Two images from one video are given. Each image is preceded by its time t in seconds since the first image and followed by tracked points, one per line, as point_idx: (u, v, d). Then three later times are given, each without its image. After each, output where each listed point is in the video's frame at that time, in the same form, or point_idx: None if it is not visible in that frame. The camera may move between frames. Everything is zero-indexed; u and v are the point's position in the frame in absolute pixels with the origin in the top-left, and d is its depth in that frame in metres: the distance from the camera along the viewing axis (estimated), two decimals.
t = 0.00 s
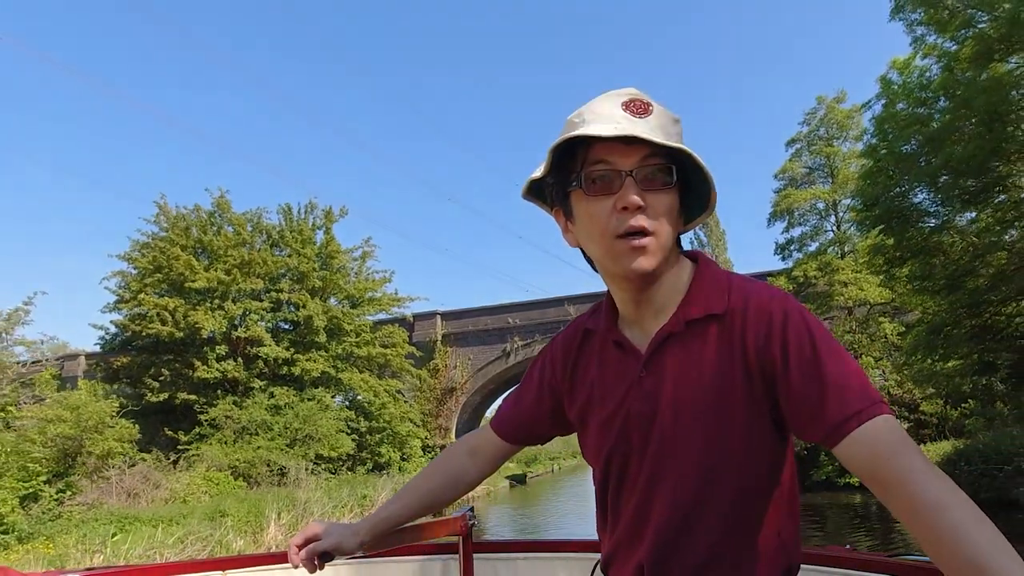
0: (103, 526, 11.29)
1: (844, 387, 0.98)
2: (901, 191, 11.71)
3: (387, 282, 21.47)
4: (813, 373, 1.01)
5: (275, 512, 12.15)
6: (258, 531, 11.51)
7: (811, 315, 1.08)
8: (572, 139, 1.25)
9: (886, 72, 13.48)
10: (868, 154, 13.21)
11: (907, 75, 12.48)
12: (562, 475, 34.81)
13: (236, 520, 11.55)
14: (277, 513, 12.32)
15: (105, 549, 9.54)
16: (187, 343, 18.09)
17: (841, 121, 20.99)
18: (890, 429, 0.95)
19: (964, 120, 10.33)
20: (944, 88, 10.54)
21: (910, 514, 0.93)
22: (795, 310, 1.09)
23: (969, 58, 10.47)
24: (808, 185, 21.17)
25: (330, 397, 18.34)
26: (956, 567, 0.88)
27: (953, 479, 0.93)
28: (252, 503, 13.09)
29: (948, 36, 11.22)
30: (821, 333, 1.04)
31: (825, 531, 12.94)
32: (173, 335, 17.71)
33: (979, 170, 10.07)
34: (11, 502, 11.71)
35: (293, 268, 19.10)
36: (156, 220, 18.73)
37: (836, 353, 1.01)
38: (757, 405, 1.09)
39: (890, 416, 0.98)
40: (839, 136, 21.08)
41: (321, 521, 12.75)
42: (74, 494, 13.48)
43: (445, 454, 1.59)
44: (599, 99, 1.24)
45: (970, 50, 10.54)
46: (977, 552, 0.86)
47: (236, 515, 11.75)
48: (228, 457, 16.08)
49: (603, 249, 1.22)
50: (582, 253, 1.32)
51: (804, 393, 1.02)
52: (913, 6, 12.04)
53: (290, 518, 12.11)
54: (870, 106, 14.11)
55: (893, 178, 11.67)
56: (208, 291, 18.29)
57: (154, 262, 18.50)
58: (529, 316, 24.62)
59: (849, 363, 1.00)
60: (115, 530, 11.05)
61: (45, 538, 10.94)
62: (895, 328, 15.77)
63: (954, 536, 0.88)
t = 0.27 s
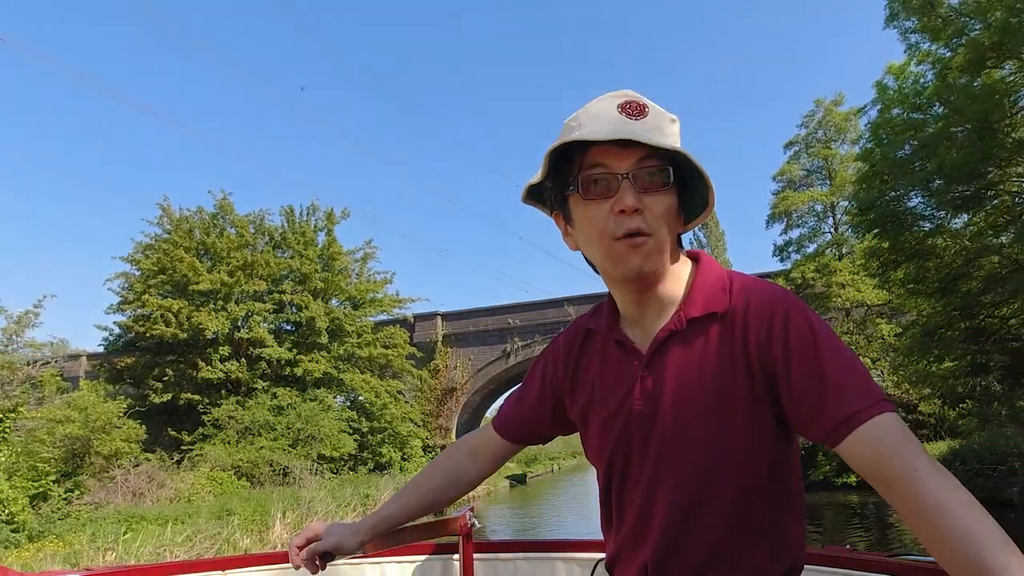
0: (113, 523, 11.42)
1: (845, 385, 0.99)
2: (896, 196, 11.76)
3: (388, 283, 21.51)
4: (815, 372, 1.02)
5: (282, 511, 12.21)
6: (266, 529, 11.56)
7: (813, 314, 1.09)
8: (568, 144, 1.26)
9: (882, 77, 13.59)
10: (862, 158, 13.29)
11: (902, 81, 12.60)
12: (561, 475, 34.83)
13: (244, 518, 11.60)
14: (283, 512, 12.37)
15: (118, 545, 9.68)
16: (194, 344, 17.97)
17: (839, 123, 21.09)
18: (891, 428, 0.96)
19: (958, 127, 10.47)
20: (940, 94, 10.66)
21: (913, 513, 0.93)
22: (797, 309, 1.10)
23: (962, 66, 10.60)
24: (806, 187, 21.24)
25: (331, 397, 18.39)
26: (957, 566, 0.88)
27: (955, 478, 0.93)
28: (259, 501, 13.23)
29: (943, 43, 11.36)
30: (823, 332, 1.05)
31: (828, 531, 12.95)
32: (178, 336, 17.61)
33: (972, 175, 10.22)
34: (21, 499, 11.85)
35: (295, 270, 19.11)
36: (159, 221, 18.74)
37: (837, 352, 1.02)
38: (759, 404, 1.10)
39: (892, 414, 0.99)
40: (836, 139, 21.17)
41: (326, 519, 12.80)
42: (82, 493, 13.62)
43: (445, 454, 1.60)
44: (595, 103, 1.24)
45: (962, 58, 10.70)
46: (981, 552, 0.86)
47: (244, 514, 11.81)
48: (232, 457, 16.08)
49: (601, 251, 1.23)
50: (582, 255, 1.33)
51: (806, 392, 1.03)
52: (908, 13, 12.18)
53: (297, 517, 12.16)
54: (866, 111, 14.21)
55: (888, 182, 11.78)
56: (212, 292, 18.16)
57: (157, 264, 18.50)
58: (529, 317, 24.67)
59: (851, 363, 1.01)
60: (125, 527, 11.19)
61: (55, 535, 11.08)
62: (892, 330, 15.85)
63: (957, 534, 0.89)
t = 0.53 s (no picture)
0: (120, 523, 11.53)
1: (845, 388, 1.00)
2: (890, 201, 11.78)
3: (389, 285, 21.55)
4: (813, 374, 1.03)
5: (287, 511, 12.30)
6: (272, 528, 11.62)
7: (813, 315, 1.10)
8: (564, 145, 1.27)
9: (878, 82, 13.69)
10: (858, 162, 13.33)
11: (898, 87, 12.70)
12: (562, 475, 34.85)
13: (250, 518, 11.65)
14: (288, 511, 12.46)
15: (128, 543, 9.78)
16: (196, 345, 17.99)
17: (837, 126, 21.16)
18: (891, 429, 0.97)
19: (951, 132, 10.58)
20: (935, 100, 10.75)
21: (912, 514, 0.94)
22: (796, 311, 1.11)
23: (955, 73, 10.72)
24: (804, 189, 21.31)
25: (333, 398, 18.45)
26: (956, 567, 0.89)
27: (954, 480, 0.94)
28: (264, 501, 13.33)
29: (936, 50, 11.47)
30: (822, 334, 1.06)
31: (830, 530, 12.97)
32: (181, 338, 17.60)
33: (966, 180, 10.34)
34: (29, 499, 11.98)
35: (297, 272, 19.16)
36: (162, 223, 18.77)
37: (836, 354, 1.03)
38: (758, 407, 1.11)
39: (893, 415, 0.99)
40: (834, 141, 21.25)
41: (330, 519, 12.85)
42: (90, 492, 13.75)
43: (443, 453, 1.61)
44: (592, 105, 1.25)
45: (954, 65, 10.82)
46: (979, 552, 0.87)
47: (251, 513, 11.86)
48: (235, 457, 16.09)
49: (599, 252, 1.24)
50: (580, 256, 1.34)
51: (806, 394, 1.04)
52: (902, 20, 12.29)
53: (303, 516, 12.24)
54: (863, 116, 14.31)
55: (883, 186, 11.86)
56: (214, 294, 18.19)
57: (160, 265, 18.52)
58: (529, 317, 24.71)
59: (850, 365, 1.02)
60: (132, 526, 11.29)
61: (63, 534, 11.19)
62: (888, 332, 15.90)
63: (955, 536, 0.89)
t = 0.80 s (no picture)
0: (129, 521, 11.59)
1: (844, 389, 1.01)
2: (885, 205, 11.85)
3: (390, 286, 21.58)
4: (813, 375, 1.03)
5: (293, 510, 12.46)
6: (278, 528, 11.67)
7: (813, 317, 1.11)
8: (563, 147, 1.28)
9: (874, 88, 13.78)
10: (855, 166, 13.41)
11: (894, 92, 12.81)
12: (561, 475, 34.86)
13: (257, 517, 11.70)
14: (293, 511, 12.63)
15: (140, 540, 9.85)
16: (197, 347, 18.05)
17: (835, 128, 21.26)
18: (889, 430, 0.98)
19: (945, 137, 10.69)
20: (931, 106, 10.85)
21: (912, 516, 0.94)
22: (796, 312, 1.11)
23: (949, 79, 10.82)
24: (802, 191, 21.41)
25: (335, 398, 18.48)
26: (957, 566, 0.89)
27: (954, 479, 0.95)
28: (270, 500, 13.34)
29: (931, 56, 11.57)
30: (821, 335, 1.07)
31: (833, 529, 12.99)
32: (185, 339, 17.72)
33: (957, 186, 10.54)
34: (39, 498, 12.04)
35: (300, 273, 19.21)
36: (165, 225, 18.83)
37: (836, 355, 1.03)
38: (757, 408, 1.12)
39: (892, 418, 1.00)
40: (833, 144, 21.34)
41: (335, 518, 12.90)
42: (98, 492, 13.86)
43: (443, 454, 1.62)
44: (592, 107, 1.26)
45: (948, 73, 10.93)
46: (977, 554, 0.88)
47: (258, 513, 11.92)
48: (238, 457, 16.09)
49: (598, 252, 1.25)
50: (580, 256, 1.35)
51: (806, 395, 1.05)
52: (896, 28, 12.44)
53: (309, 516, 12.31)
54: (860, 120, 14.39)
55: (879, 190, 11.92)
56: (217, 296, 18.23)
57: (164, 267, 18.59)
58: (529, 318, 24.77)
59: (850, 366, 1.03)
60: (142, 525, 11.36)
61: (73, 533, 11.25)
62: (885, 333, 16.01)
63: (954, 536, 0.90)
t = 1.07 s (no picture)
0: (136, 521, 11.64)
1: (844, 389, 1.00)
2: (880, 208, 11.90)
3: (392, 287, 21.62)
4: (810, 376, 1.03)
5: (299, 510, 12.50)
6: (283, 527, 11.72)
7: (809, 317, 1.11)
8: (556, 149, 1.29)
9: (871, 93, 13.85)
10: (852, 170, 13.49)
11: (889, 97, 12.92)
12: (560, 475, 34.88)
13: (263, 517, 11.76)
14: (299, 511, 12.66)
15: (150, 538, 10.00)
16: (199, 348, 18.15)
17: (833, 130, 21.33)
18: (891, 428, 0.97)
19: (938, 143, 10.74)
20: (926, 111, 10.94)
21: (914, 516, 0.94)
22: (792, 314, 1.12)
23: (943, 86, 10.92)
24: (801, 193, 21.50)
25: (336, 399, 18.50)
26: (962, 567, 0.89)
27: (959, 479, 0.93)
28: (275, 501, 13.57)
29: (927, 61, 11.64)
30: (818, 336, 1.07)
31: (835, 528, 13.02)
32: (189, 340, 17.80)
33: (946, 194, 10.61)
34: (49, 497, 12.35)
35: (301, 275, 19.19)
36: (168, 228, 18.89)
37: (833, 356, 1.03)
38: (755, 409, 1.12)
39: (892, 417, 0.99)
40: (831, 146, 21.41)
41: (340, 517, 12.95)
42: (105, 491, 14.02)
43: (435, 456, 1.63)
44: (583, 110, 1.28)
45: (942, 80, 11.01)
46: (982, 552, 0.87)
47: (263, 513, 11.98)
48: (241, 457, 16.13)
49: (591, 254, 1.26)
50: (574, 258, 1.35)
51: (802, 396, 1.05)
52: (892, 35, 12.54)
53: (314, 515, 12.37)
54: (858, 125, 14.47)
55: (874, 194, 11.98)
56: (219, 297, 18.29)
57: (167, 269, 18.64)
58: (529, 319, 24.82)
59: (849, 366, 1.03)
60: (149, 523, 11.48)
61: (81, 531, 11.39)
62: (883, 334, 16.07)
63: (958, 535, 0.89)
